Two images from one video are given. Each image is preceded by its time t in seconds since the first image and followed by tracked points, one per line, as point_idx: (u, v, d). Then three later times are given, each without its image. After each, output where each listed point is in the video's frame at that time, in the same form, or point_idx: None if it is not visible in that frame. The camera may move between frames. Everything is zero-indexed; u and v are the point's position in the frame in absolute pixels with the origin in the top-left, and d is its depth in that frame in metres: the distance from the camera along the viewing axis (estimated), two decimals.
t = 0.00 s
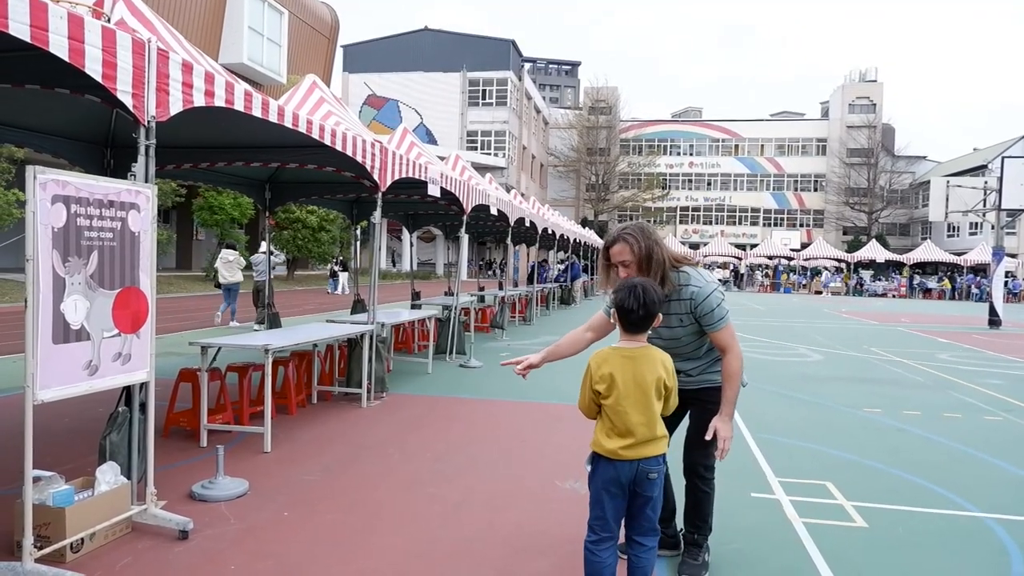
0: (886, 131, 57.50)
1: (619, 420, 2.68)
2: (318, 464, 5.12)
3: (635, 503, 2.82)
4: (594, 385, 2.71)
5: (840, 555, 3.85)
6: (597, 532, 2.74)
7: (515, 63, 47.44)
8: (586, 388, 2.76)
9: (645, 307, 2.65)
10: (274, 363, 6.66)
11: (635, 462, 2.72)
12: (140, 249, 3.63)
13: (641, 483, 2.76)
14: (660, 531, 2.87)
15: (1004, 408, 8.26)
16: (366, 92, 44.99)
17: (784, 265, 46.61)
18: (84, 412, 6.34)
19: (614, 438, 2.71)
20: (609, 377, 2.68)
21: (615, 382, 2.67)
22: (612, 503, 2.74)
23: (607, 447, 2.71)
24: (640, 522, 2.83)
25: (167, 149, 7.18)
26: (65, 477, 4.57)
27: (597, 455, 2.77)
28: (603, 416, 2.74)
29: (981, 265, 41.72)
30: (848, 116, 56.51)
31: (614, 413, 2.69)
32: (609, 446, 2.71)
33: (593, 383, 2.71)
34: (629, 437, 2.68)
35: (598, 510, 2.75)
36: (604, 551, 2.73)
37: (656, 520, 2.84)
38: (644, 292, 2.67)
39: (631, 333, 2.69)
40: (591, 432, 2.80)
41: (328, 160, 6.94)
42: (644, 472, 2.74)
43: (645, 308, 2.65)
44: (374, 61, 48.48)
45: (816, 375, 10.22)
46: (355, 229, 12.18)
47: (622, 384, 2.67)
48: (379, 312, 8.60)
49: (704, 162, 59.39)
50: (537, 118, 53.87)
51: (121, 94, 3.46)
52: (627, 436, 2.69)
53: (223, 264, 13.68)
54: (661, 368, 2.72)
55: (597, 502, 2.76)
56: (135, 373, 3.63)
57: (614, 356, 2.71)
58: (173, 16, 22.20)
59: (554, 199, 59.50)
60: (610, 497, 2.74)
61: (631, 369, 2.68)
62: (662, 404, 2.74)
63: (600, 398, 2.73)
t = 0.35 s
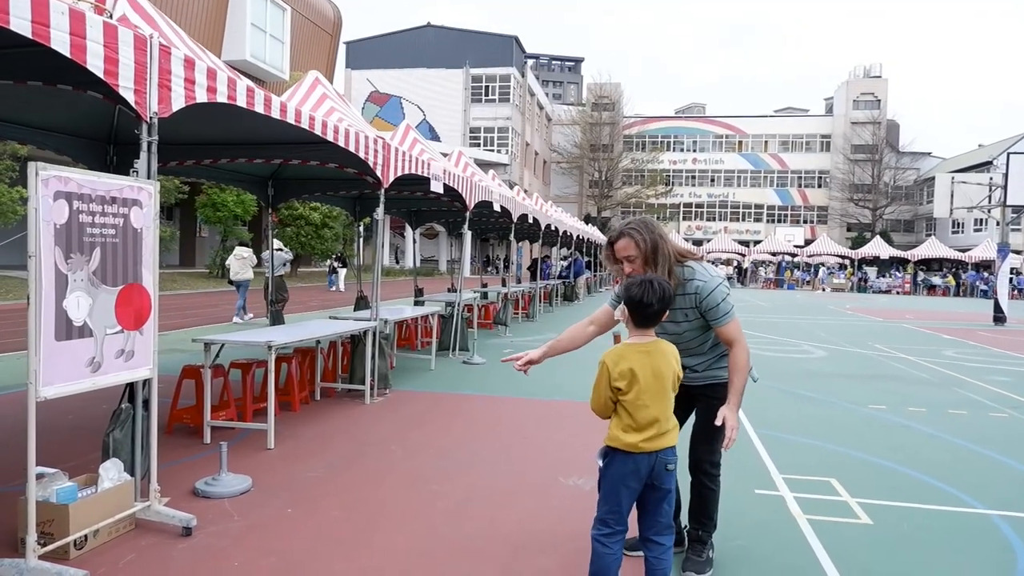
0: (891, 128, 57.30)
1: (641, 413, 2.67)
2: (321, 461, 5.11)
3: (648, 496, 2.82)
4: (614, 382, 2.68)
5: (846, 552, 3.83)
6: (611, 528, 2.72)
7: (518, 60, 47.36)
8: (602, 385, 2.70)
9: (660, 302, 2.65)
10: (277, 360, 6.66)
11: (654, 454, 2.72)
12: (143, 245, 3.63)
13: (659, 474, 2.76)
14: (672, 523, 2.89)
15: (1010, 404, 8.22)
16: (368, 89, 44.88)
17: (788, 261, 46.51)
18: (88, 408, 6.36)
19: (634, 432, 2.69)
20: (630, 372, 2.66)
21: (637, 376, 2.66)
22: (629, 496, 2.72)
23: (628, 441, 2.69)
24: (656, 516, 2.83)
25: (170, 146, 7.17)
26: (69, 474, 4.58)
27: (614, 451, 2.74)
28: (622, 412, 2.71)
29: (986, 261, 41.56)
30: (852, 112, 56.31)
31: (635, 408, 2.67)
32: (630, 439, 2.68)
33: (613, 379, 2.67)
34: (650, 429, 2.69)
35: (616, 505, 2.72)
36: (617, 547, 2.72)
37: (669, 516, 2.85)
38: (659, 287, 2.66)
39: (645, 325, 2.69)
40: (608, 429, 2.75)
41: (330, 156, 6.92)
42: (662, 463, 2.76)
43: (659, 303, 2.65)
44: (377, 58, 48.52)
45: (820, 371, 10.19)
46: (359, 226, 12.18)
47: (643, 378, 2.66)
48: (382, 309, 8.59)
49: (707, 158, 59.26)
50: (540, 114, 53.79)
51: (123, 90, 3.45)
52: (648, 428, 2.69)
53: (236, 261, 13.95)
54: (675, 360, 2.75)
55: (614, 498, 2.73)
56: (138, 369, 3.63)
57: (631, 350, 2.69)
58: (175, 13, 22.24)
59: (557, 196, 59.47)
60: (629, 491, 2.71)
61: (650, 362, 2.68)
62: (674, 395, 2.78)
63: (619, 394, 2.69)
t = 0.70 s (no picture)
0: (893, 121, 57.10)
1: (632, 400, 2.73)
2: (321, 454, 5.11)
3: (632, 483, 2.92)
4: (607, 373, 2.67)
5: (847, 546, 3.83)
6: (605, 519, 2.78)
7: (520, 52, 47.12)
8: (594, 377, 2.66)
9: (647, 291, 2.71)
10: (278, 352, 6.66)
11: (644, 439, 2.82)
12: (143, 237, 3.62)
13: (645, 458, 2.87)
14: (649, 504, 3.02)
15: (1011, 399, 8.21)
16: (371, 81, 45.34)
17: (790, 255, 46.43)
18: (89, 400, 6.35)
19: (626, 421, 2.74)
20: (622, 361, 2.69)
21: (628, 365, 2.70)
22: (622, 483, 2.80)
23: (621, 431, 2.73)
24: (637, 499, 2.94)
25: (170, 137, 7.15)
26: (69, 466, 4.58)
27: (605, 443, 2.76)
28: (613, 402, 2.73)
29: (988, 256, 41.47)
30: (855, 105, 56.10)
31: (628, 396, 2.72)
32: (624, 428, 2.73)
33: (607, 370, 2.66)
34: (640, 414, 2.77)
35: (610, 495, 2.78)
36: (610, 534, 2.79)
37: (649, 498, 2.97)
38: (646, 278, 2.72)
39: (629, 314, 2.72)
40: (596, 421, 2.75)
41: (331, 149, 6.89)
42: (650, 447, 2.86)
43: (647, 293, 2.71)
44: (378, 50, 48.36)
45: (820, 365, 10.19)
46: (360, 219, 12.15)
47: (634, 366, 2.72)
48: (383, 302, 8.58)
49: (710, 152, 58.89)
50: (542, 107, 53.60)
51: (123, 80, 3.43)
52: (638, 413, 2.77)
53: (245, 253, 14.02)
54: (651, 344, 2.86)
55: (608, 488, 2.78)
56: (137, 361, 3.62)
57: (618, 340, 2.72)
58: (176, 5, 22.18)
59: (559, 189, 59.35)
60: (623, 478, 2.78)
61: (636, 350, 2.75)
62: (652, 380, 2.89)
63: (609, 385, 2.70)
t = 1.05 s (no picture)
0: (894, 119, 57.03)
1: (614, 393, 2.85)
2: (322, 452, 5.11)
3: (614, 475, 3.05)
4: (590, 366, 2.80)
5: (848, 545, 3.82)
6: (591, 510, 2.91)
7: (520, 50, 47.00)
8: (578, 369, 2.80)
9: (622, 285, 2.84)
10: (278, 350, 6.65)
11: (627, 431, 2.95)
12: (143, 235, 3.62)
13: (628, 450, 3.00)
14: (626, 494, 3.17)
15: (1011, 397, 8.21)
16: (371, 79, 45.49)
17: (790, 254, 46.40)
18: (90, 398, 6.36)
19: (610, 413, 2.86)
20: (605, 354, 2.82)
21: (610, 358, 2.83)
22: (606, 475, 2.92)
23: (605, 423, 2.85)
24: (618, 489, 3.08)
25: (170, 135, 7.14)
26: (70, 463, 4.59)
27: (590, 436, 2.88)
28: (597, 394, 2.85)
29: (989, 254, 41.43)
30: (856, 103, 56.04)
31: (610, 388, 2.85)
32: (609, 421, 2.85)
33: (589, 363, 2.80)
34: (623, 406, 2.89)
35: (597, 488, 2.90)
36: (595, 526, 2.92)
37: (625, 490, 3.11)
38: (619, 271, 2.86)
39: (606, 309, 2.86)
40: (580, 414, 2.87)
41: (332, 146, 6.88)
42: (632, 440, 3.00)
43: (620, 287, 2.84)
44: (378, 48, 48.33)
45: (821, 364, 10.18)
46: (360, 217, 12.15)
47: (615, 359, 2.85)
48: (384, 300, 8.58)
49: (710, 150, 58.93)
50: (542, 105, 53.53)
51: (123, 78, 3.42)
52: (622, 406, 2.89)
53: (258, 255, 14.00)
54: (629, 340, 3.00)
55: (594, 479, 2.90)
56: (137, 358, 3.62)
57: (600, 334, 2.86)
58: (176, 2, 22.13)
59: (559, 187, 59.28)
60: (608, 469, 2.90)
61: (618, 344, 2.89)
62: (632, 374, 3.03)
63: (592, 377, 2.83)
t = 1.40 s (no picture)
0: (897, 118, 56.88)
1: (631, 394, 2.91)
2: (325, 451, 5.13)
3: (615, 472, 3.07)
4: (611, 368, 2.84)
5: (852, 544, 3.82)
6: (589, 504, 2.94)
7: (523, 49, 47.00)
8: (600, 371, 2.83)
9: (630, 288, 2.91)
10: (282, 350, 6.67)
11: (635, 431, 3.01)
12: (147, 234, 3.63)
13: (630, 449, 3.05)
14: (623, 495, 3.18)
15: (1016, 396, 8.19)
16: (373, 79, 45.47)
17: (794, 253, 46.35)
18: (95, 397, 6.38)
19: (623, 415, 2.92)
20: (625, 357, 2.87)
21: (629, 360, 2.88)
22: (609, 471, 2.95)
23: (619, 424, 2.90)
24: (616, 488, 3.09)
25: (174, 135, 7.16)
26: (75, 462, 4.61)
27: (602, 435, 2.92)
28: (615, 396, 2.89)
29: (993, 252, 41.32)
30: (859, 102, 55.92)
31: (628, 390, 2.90)
32: (622, 421, 2.91)
33: (611, 365, 2.83)
34: (635, 408, 2.96)
35: (599, 484, 2.94)
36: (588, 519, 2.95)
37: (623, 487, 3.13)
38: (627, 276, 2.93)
39: (617, 310, 2.94)
40: (595, 414, 2.91)
41: (335, 147, 6.90)
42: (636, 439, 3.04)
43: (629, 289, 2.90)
44: (381, 48, 48.39)
45: (825, 363, 10.17)
46: (364, 217, 12.17)
47: (634, 360, 2.90)
48: (387, 299, 8.58)
49: (713, 149, 58.88)
50: (545, 104, 53.53)
51: (127, 79, 3.44)
52: (633, 407, 2.96)
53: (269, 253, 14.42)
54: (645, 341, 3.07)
55: (598, 476, 2.94)
56: (143, 358, 3.64)
57: (620, 336, 2.90)
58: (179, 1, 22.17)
59: (562, 186, 59.25)
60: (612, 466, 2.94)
61: (635, 345, 2.94)
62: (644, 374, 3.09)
63: (612, 379, 2.86)
